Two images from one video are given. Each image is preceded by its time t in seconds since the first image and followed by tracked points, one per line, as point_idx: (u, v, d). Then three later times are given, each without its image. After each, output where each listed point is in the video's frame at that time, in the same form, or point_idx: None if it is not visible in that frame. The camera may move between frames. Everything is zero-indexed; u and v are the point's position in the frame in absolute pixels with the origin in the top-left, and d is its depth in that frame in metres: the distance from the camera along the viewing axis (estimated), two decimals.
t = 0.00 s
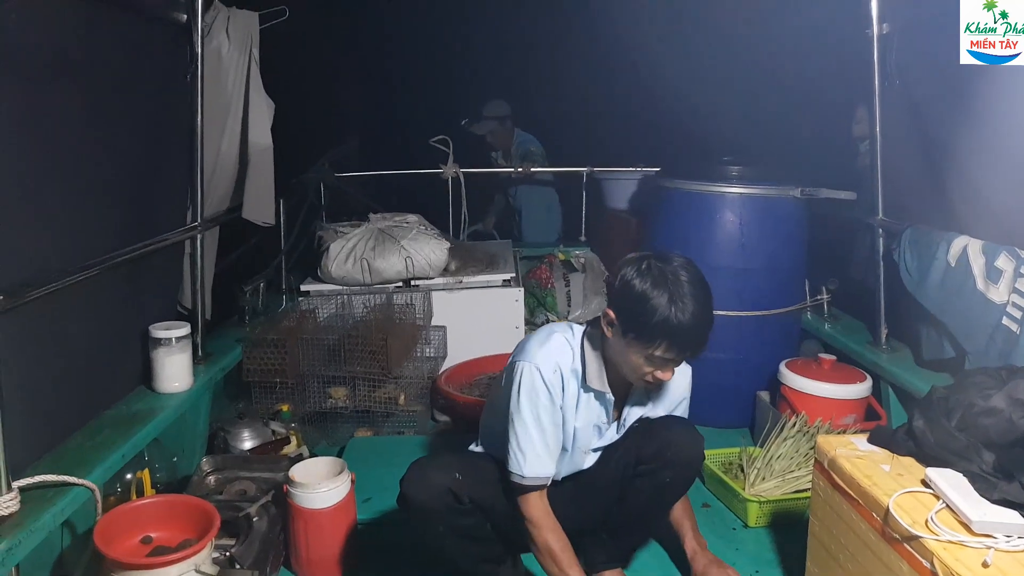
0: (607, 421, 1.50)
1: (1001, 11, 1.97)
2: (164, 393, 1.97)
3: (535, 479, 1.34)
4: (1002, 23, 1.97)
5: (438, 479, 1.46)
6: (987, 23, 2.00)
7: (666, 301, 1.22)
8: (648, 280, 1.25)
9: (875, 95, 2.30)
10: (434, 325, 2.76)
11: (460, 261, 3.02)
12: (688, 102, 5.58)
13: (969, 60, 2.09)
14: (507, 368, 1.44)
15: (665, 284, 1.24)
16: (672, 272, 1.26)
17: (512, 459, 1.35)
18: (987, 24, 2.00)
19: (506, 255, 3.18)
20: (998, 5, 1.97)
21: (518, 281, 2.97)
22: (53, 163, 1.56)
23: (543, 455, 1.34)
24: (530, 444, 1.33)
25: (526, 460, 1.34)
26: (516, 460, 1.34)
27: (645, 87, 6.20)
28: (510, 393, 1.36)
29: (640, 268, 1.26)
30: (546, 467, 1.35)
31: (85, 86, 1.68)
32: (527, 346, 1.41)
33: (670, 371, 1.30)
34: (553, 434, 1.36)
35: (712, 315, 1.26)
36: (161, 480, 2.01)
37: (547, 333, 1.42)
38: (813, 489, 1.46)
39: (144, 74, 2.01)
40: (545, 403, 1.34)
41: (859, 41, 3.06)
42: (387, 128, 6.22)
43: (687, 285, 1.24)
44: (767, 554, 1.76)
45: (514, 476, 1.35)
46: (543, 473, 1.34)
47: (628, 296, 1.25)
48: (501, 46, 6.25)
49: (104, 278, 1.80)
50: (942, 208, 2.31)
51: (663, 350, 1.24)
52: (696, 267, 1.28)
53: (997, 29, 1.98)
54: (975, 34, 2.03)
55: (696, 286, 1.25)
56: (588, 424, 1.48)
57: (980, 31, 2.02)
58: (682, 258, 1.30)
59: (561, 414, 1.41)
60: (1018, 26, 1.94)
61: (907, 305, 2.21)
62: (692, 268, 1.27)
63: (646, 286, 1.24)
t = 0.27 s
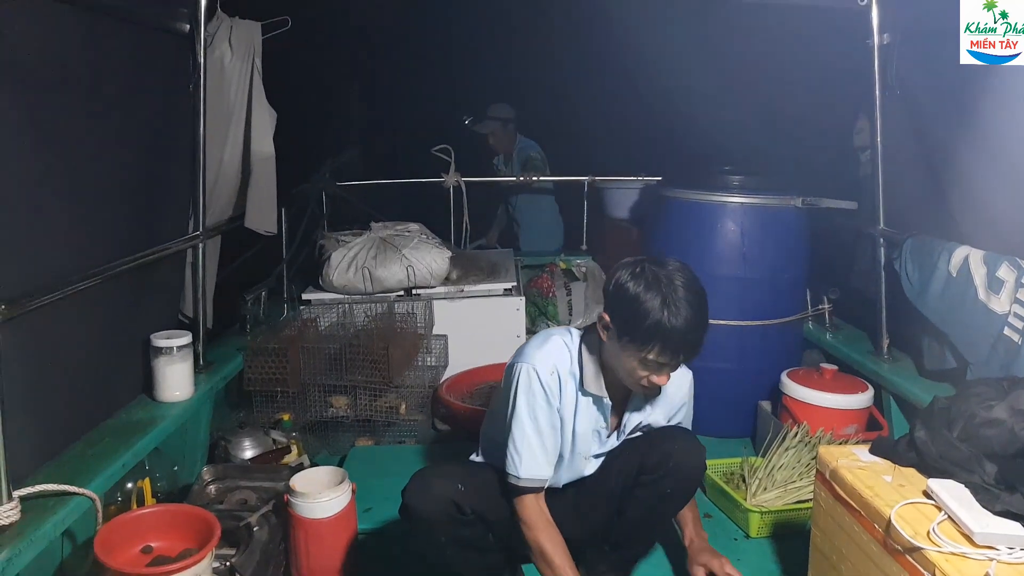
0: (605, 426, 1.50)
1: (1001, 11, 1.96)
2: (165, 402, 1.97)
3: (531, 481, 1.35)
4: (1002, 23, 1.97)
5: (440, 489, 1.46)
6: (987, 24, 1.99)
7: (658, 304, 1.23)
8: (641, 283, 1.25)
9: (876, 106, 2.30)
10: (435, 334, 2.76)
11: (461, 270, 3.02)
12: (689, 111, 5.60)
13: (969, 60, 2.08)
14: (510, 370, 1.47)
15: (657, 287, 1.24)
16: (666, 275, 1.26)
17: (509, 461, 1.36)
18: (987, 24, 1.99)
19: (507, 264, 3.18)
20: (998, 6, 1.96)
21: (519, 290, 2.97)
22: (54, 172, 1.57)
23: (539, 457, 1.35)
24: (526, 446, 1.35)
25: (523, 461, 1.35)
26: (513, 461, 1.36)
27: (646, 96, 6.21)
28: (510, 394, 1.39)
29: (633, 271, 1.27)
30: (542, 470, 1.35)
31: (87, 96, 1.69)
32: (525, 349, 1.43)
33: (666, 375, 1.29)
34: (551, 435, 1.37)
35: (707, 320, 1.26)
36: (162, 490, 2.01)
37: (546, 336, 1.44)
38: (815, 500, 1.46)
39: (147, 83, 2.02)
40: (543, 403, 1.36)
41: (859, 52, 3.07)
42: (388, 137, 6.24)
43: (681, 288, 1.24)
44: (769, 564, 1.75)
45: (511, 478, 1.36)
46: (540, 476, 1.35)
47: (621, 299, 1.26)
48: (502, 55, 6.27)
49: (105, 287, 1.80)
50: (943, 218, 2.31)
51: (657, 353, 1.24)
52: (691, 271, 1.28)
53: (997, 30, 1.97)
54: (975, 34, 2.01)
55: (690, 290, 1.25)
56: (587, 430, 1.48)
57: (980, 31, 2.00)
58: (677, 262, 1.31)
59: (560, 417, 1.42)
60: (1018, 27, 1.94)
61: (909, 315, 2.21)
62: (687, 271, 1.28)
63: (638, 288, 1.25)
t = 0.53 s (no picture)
0: (607, 432, 1.50)
1: (1001, 11, 1.97)
2: (166, 409, 1.97)
3: (531, 486, 1.34)
4: (1002, 23, 1.98)
5: (441, 497, 1.46)
6: (987, 23, 2.00)
7: (665, 314, 1.25)
8: (648, 292, 1.27)
9: (876, 114, 2.31)
10: (437, 341, 2.77)
11: (462, 277, 3.03)
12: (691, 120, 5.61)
13: (968, 61, 2.08)
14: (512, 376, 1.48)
15: (664, 297, 1.26)
16: (673, 284, 1.28)
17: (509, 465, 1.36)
18: (987, 24, 2.00)
19: (509, 271, 3.19)
20: (997, 6, 1.97)
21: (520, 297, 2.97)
22: (57, 179, 1.58)
23: (539, 462, 1.35)
24: (527, 450, 1.34)
25: (523, 467, 1.35)
26: (513, 465, 1.35)
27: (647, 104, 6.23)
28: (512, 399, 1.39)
29: (640, 280, 1.29)
30: (543, 476, 1.35)
31: (89, 103, 1.70)
32: (528, 354, 1.44)
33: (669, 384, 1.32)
34: (553, 441, 1.37)
35: (712, 329, 1.28)
36: (162, 497, 2.01)
37: (549, 342, 1.45)
38: (817, 509, 1.46)
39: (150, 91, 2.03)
40: (546, 408, 1.36)
41: (860, 60, 3.08)
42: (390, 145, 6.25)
43: (687, 298, 1.26)
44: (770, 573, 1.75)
45: (511, 483, 1.35)
46: (539, 481, 1.35)
47: (627, 307, 1.28)
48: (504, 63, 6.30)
49: (107, 294, 1.80)
50: (944, 226, 2.32)
51: (662, 363, 1.26)
52: (697, 280, 1.30)
53: (997, 29, 1.98)
54: (975, 34, 2.02)
55: (697, 300, 1.27)
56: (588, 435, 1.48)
57: (979, 31, 2.01)
58: (683, 272, 1.33)
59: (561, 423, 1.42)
60: (1018, 27, 1.96)
61: (910, 323, 2.21)
62: (693, 280, 1.29)
63: (645, 297, 1.26)
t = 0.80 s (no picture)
0: (612, 445, 1.51)
1: (1001, 11, 1.95)
2: (166, 417, 1.97)
3: (549, 506, 1.33)
4: (1002, 23, 1.96)
5: (440, 505, 1.45)
6: (987, 23, 1.98)
7: (679, 331, 1.24)
8: (663, 308, 1.26)
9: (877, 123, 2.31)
10: (438, 348, 2.77)
11: (463, 285, 3.03)
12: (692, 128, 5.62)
13: (969, 60, 2.06)
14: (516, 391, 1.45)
15: (680, 314, 1.25)
16: (685, 301, 1.27)
17: (524, 485, 1.35)
18: (987, 24, 1.98)
19: (510, 278, 3.19)
20: (998, 5, 1.95)
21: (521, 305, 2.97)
22: (59, 187, 1.58)
23: (554, 481, 1.34)
24: (541, 469, 1.33)
25: (539, 486, 1.34)
26: (528, 486, 1.34)
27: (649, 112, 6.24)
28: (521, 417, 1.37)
29: (653, 296, 1.27)
30: (559, 494, 1.34)
31: (89, 112, 1.70)
32: (532, 368, 1.43)
33: (678, 402, 1.32)
34: (565, 458, 1.36)
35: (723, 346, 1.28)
36: (162, 505, 2.01)
37: (553, 355, 1.44)
38: (818, 518, 1.45)
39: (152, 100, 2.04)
40: (558, 425, 1.35)
41: (861, 68, 3.08)
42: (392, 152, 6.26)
43: (700, 316, 1.26)
44: None
45: (527, 503, 1.34)
46: (556, 500, 1.34)
47: (641, 324, 1.26)
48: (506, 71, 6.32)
49: (108, 301, 1.80)
50: (945, 235, 2.32)
51: (674, 380, 1.26)
52: (709, 296, 1.29)
53: (998, 29, 1.96)
54: (975, 34, 2.00)
55: (709, 317, 1.27)
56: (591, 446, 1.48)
57: (980, 31, 1.99)
58: (693, 287, 1.32)
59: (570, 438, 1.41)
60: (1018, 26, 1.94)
61: (912, 331, 2.21)
62: (703, 295, 1.29)
63: (660, 314, 1.25)
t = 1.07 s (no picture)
0: (619, 458, 1.50)
1: (1001, 12, 1.99)
2: (167, 423, 1.97)
3: (556, 519, 1.33)
4: (1002, 23, 2.00)
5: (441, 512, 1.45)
6: (987, 23, 2.02)
7: (695, 349, 1.24)
8: (678, 326, 1.26)
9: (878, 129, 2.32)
10: (439, 354, 2.77)
11: (464, 290, 3.03)
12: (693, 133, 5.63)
13: (968, 60, 2.11)
14: (524, 402, 1.45)
15: (696, 332, 1.25)
16: (700, 320, 1.28)
17: (532, 497, 1.34)
18: (987, 24, 2.02)
19: (511, 284, 3.19)
20: (998, 6, 1.99)
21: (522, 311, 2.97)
22: (60, 193, 1.59)
23: (563, 495, 1.34)
24: (549, 483, 1.33)
25: (548, 499, 1.33)
26: (536, 499, 1.34)
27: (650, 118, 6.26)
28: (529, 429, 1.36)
29: (669, 314, 1.28)
30: (567, 507, 1.34)
31: (91, 118, 1.71)
32: (541, 379, 1.42)
33: (688, 419, 1.33)
34: (574, 471, 1.36)
35: (737, 364, 1.28)
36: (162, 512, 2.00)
37: (562, 366, 1.44)
38: (819, 525, 1.45)
39: (154, 107, 2.04)
40: (567, 438, 1.34)
41: (861, 75, 3.09)
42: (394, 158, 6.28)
43: (715, 336, 1.26)
44: None
45: (535, 516, 1.34)
46: (564, 514, 1.33)
47: (656, 342, 1.26)
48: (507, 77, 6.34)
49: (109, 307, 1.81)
50: (946, 241, 2.32)
51: (688, 400, 1.26)
52: (722, 315, 1.31)
53: (998, 30, 2.00)
54: (975, 34, 2.04)
55: (723, 335, 1.27)
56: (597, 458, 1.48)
57: (980, 30, 2.03)
58: (705, 304, 1.33)
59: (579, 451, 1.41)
60: (1018, 27, 1.97)
61: (913, 338, 2.21)
62: (716, 314, 1.30)
63: (676, 333, 1.25)
